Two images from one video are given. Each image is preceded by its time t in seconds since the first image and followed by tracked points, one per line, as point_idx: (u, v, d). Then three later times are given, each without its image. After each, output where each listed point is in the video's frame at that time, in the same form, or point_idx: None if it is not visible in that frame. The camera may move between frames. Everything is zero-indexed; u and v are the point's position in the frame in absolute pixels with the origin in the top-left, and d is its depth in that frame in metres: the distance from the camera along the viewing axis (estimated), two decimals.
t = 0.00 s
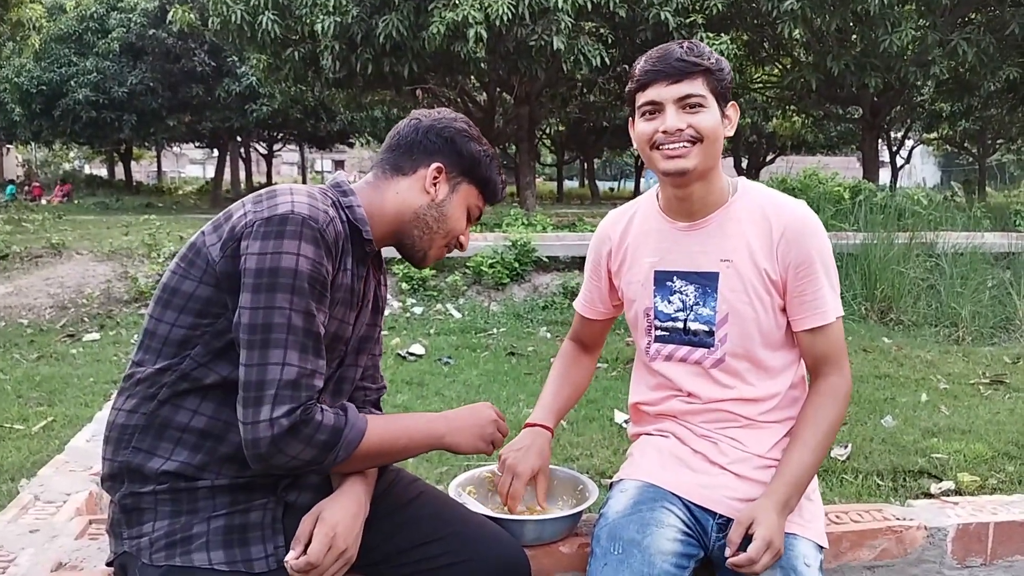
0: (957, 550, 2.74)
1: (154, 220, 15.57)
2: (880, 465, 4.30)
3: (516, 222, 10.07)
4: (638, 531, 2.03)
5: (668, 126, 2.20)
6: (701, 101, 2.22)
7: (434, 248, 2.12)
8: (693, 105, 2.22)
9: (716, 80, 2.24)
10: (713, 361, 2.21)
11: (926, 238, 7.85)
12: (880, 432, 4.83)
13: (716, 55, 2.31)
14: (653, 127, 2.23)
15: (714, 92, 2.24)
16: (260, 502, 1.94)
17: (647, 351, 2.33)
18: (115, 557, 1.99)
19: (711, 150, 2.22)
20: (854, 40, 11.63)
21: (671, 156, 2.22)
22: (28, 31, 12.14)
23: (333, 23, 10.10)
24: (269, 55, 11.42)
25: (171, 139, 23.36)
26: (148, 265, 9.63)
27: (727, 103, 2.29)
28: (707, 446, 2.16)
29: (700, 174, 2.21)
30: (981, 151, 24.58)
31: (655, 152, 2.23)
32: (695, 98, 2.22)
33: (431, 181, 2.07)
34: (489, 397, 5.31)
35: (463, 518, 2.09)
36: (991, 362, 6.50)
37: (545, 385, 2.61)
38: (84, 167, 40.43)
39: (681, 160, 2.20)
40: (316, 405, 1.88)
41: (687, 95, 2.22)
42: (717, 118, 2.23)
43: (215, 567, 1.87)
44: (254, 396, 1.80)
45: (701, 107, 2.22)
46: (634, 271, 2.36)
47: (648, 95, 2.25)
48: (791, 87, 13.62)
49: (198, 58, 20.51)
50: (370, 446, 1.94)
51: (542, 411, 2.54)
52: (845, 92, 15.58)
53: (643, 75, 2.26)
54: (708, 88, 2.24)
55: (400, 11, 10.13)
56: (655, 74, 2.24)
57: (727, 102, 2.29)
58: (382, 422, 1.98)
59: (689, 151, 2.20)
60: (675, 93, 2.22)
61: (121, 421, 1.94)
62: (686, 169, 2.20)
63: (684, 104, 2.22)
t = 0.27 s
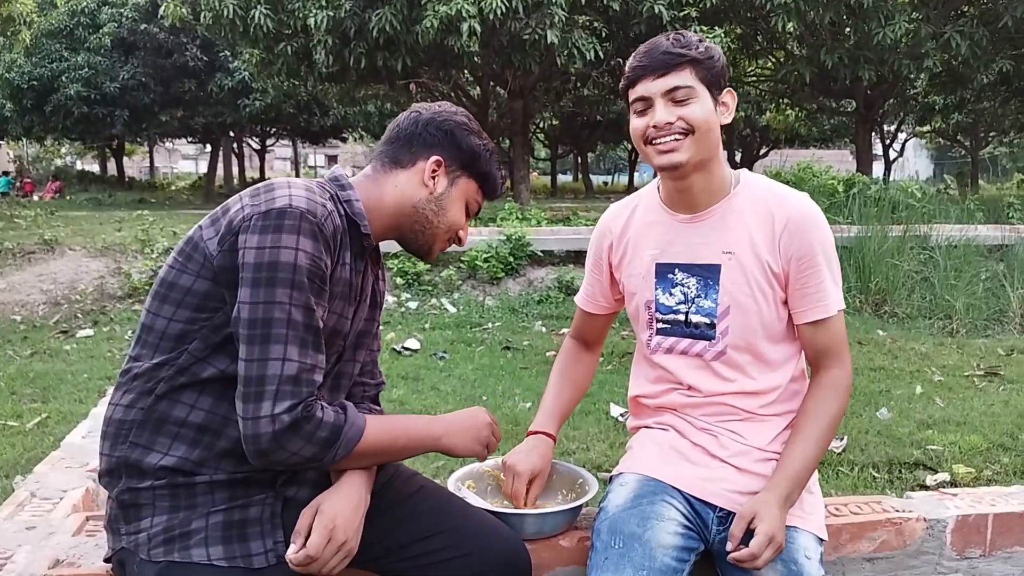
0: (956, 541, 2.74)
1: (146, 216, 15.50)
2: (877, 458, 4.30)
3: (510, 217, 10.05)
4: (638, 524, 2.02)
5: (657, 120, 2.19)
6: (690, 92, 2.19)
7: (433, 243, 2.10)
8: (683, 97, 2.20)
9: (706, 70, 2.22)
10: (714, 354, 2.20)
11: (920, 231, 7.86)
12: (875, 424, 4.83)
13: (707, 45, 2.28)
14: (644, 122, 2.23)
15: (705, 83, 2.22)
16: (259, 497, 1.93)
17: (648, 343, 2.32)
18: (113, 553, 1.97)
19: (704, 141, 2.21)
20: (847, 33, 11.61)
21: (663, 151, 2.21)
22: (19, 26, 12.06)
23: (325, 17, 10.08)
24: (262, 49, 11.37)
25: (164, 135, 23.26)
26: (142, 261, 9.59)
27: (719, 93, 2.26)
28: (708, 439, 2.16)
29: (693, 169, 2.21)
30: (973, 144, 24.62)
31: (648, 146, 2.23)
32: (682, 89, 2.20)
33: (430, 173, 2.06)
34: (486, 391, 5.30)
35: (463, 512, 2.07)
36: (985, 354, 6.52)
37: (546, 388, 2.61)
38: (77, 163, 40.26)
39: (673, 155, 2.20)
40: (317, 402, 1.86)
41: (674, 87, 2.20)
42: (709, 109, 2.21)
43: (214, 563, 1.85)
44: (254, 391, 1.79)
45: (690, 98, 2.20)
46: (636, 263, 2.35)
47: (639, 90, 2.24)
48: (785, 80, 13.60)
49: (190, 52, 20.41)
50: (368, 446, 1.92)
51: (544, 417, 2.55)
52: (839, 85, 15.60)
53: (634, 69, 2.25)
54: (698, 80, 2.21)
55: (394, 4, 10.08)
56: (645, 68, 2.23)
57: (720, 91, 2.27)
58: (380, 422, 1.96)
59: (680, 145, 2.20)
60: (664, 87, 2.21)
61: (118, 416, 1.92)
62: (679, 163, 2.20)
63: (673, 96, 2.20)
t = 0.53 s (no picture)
0: (954, 536, 2.76)
1: (138, 216, 15.44)
2: (871, 454, 4.31)
3: (504, 215, 10.05)
4: (640, 521, 2.03)
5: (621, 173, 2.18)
6: (640, 142, 2.13)
7: (429, 231, 2.10)
8: (635, 146, 2.14)
9: (648, 115, 2.11)
10: (718, 352, 2.21)
11: (912, 228, 7.88)
12: (869, 421, 4.85)
13: (651, 73, 2.14)
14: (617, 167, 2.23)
15: (653, 125, 2.12)
16: (258, 494, 1.93)
17: (653, 340, 2.33)
18: (114, 551, 1.97)
19: (671, 181, 2.17)
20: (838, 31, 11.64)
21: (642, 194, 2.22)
22: (10, 25, 12.01)
23: (318, 16, 10.07)
24: (254, 48, 11.35)
25: (156, 134, 23.18)
26: (135, 260, 9.56)
27: (676, 122, 2.14)
28: (711, 436, 2.16)
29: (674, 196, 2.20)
30: (964, 141, 24.70)
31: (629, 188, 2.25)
32: (632, 141, 2.13)
33: (422, 164, 2.06)
34: (481, 390, 5.30)
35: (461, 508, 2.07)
36: (977, 350, 6.54)
37: (547, 377, 2.61)
38: (68, 163, 40.09)
39: (649, 201, 2.22)
40: (305, 410, 1.88)
41: (626, 139, 2.14)
42: (664, 152, 2.14)
43: (214, 560, 1.85)
44: (241, 396, 1.81)
45: (644, 144, 2.13)
46: (641, 260, 2.36)
47: (601, 137, 2.21)
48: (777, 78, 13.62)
49: (182, 51, 20.34)
50: (359, 455, 1.93)
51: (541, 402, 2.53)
52: (831, 82, 15.64)
53: (591, 114, 2.20)
54: (644, 123, 2.12)
55: (386, 3, 10.07)
56: (597, 121, 2.18)
57: (676, 118, 2.14)
58: (372, 430, 1.96)
59: (651, 193, 2.19)
60: (616, 139, 2.16)
61: (116, 416, 1.92)
62: (655, 202, 2.21)
63: (627, 146, 2.15)
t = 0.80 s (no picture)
0: (949, 526, 2.76)
1: (131, 211, 15.38)
2: (864, 445, 4.32)
3: (498, 209, 10.03)
4: (635, 511, 2.02)
5: (619, 150, 2.17)
6: (641, 117, 2.12)
7: (417, 217, 2.11)
8: (635, 123, 2.14)
9: (650, 89, 2.12)
10: (713, 342, 2.20)
11: (905, 220, 7.89)
12: (862, 412, 4.86)
13: (651, 50, 2.16)
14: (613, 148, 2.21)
15: (654, 100, 2.13)
16: (245, 489, 1.91)
17: (647, 331, 2.32)
18: (100, 547, 1.96)
19: (671, 158, 2.16)
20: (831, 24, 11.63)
21: (639, 177, 2.20)
22: None
23: (310, 9, 10.02)
24: (246, 42, 11.30)
25: (148, 129, 23.09)
26: (127, 255, 9.53)
27: (678, 99, 2.15)
28: (705, 426, 2.16)
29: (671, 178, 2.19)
30: (957, 133, 24.73)
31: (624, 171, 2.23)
32: (633, 115, 2.13)
33: (405, 149, 2.06)
34: (474, 383, 5.31)
35: (456, 501, 2.07)
36: (970, 342, 6.56)
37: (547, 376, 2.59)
38: (59, 158, 39.88)
39: (647, 182, 2.19)
40: (296, 405, 1.87)
41: (625, 114, 2.13)
42: (666, 127, 2.14)
43: (197, 556, 1.83)
44: (228, 391, 1.80)
45: (644, 119, 2.13)
46: (634, 252, 2.35)
47: (598, 118, 2.20)
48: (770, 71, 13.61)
49: (173, 45, 20.23)
50: (351, 451, 1.93)
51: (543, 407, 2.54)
52: (823, 75, 15.64)
53: (588, 96, 2.20)
54: (645, 100, 2.13)
55: None
56: (595, 100, 2.18)
57: (677, 95, 2.15)
58: (365, 426, 1.95)
59: (649, 173, 2.18)
60: (616, 117, 2.15)
61: (101, 411, 1.92)
62: (653, 182, 2.19)
63: (627, 123, 2.14)
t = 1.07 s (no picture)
0: (944, 512, 2.75)
1: (120, 196, 15.25)
2: (856, 430, 4.32)
3: (489, 194, 9.99)
4: (629, 499, 2.00)
5: (635, 103, 2.15)
6: (663, 70, 2.16)
7: (406, 202, 2.08)
8: (655, 76, 2.17)
9: (674, 43, 2.18)
10: (706, 328, 2.18)
11: (896, 206, 7.88)
12: (854, 397, 4.85)
13: (670, 16, 2.24)
14: (622, 106, 2.19)
15: (675, 56, 2.18)
16: (232, 480, 1.88)
17: (639, 318, 2.29)
18: (84, 538, 1.92)
19: (686, 116, 2.17)
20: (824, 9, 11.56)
21: (648, 132, 2.18)
22: None
23: None
24: (235, 25, 11.18)
25: (137, 114, 22.89)
26: (116, 242, 9.44)
27: (693, 62, 2.22)
28: (697, 413, 2.13)
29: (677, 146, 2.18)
30: (948, 119, 24.73)
31: (630, 130, 2.20)
32: (653, 67, 2.16)
33: (398, 131, 2.04)
34: (467, 369, 5.28)
35: (447, 489, 2.04)
36: (961, 327, 6.57)
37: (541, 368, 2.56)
38: (47, 144, 39.55)
39: (658, 136, 2.17)
40: (283, 394, 1.84)
41: (647, 65, 2.16)
42: (685, 83, 2.18)
43: (183, 547, 1.80)
44: (216, 379, 1.77)
45: (664, 76, 2.17)
46: (625, 238, 2.32)
47: (610, 76, 2.20)
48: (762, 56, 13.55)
49: (162, 29, 20.01)
50: (341, 439, 1.90)
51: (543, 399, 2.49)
52: (815, 60, 15.59)
53: (602, 54, 2.21)
54: (668, 55, 2.18)
55: None
56: (612, 53, 2.19)
57: (693, 59, 2.23)
58: (357, 414, 1.93)
59: (663, 125, 2.16)
60: (636, 68, 2.17)
61: (84, 400, 1.88)
62: (663, 142, 2.17)
63: (646, 76, 2.16)
